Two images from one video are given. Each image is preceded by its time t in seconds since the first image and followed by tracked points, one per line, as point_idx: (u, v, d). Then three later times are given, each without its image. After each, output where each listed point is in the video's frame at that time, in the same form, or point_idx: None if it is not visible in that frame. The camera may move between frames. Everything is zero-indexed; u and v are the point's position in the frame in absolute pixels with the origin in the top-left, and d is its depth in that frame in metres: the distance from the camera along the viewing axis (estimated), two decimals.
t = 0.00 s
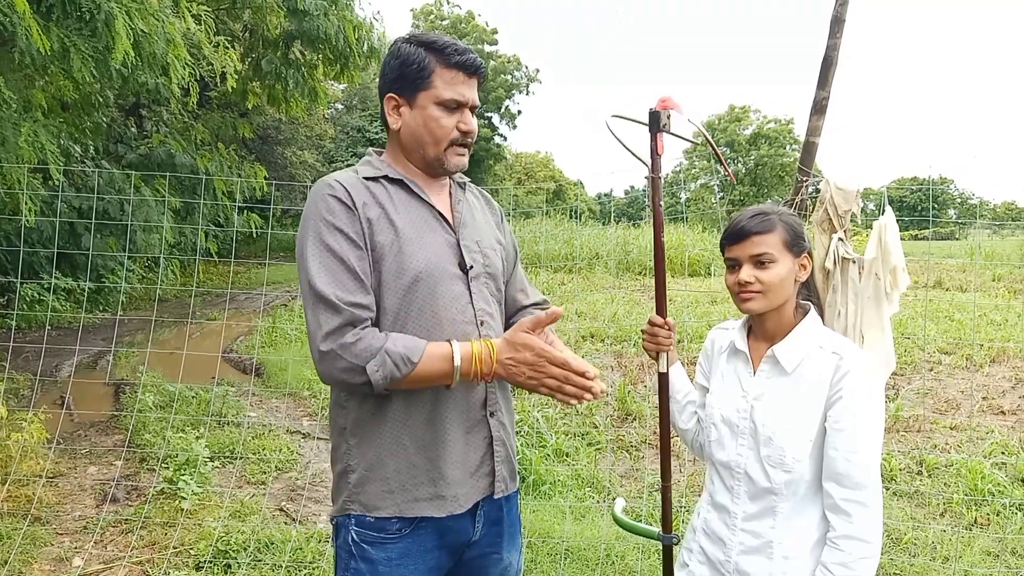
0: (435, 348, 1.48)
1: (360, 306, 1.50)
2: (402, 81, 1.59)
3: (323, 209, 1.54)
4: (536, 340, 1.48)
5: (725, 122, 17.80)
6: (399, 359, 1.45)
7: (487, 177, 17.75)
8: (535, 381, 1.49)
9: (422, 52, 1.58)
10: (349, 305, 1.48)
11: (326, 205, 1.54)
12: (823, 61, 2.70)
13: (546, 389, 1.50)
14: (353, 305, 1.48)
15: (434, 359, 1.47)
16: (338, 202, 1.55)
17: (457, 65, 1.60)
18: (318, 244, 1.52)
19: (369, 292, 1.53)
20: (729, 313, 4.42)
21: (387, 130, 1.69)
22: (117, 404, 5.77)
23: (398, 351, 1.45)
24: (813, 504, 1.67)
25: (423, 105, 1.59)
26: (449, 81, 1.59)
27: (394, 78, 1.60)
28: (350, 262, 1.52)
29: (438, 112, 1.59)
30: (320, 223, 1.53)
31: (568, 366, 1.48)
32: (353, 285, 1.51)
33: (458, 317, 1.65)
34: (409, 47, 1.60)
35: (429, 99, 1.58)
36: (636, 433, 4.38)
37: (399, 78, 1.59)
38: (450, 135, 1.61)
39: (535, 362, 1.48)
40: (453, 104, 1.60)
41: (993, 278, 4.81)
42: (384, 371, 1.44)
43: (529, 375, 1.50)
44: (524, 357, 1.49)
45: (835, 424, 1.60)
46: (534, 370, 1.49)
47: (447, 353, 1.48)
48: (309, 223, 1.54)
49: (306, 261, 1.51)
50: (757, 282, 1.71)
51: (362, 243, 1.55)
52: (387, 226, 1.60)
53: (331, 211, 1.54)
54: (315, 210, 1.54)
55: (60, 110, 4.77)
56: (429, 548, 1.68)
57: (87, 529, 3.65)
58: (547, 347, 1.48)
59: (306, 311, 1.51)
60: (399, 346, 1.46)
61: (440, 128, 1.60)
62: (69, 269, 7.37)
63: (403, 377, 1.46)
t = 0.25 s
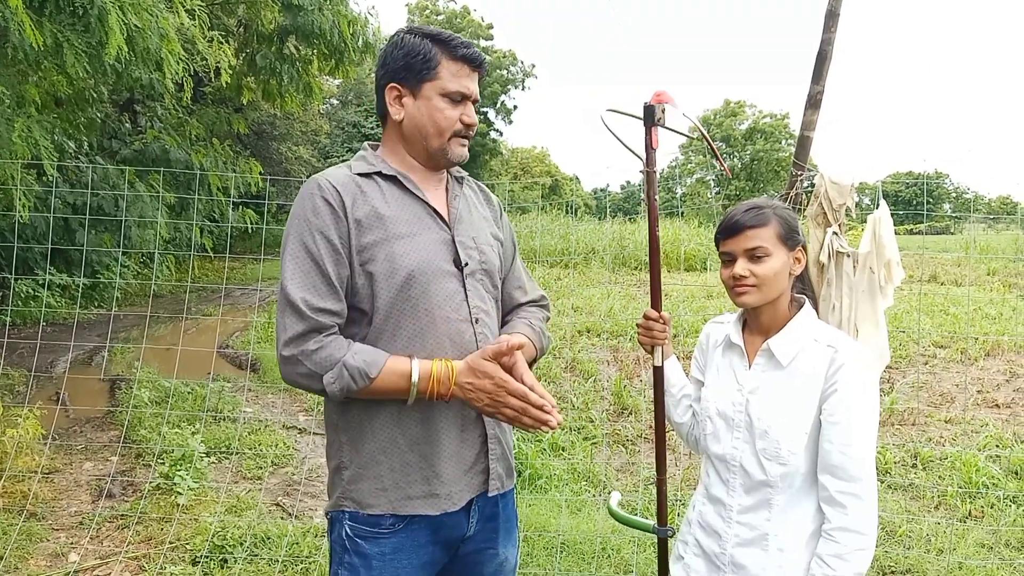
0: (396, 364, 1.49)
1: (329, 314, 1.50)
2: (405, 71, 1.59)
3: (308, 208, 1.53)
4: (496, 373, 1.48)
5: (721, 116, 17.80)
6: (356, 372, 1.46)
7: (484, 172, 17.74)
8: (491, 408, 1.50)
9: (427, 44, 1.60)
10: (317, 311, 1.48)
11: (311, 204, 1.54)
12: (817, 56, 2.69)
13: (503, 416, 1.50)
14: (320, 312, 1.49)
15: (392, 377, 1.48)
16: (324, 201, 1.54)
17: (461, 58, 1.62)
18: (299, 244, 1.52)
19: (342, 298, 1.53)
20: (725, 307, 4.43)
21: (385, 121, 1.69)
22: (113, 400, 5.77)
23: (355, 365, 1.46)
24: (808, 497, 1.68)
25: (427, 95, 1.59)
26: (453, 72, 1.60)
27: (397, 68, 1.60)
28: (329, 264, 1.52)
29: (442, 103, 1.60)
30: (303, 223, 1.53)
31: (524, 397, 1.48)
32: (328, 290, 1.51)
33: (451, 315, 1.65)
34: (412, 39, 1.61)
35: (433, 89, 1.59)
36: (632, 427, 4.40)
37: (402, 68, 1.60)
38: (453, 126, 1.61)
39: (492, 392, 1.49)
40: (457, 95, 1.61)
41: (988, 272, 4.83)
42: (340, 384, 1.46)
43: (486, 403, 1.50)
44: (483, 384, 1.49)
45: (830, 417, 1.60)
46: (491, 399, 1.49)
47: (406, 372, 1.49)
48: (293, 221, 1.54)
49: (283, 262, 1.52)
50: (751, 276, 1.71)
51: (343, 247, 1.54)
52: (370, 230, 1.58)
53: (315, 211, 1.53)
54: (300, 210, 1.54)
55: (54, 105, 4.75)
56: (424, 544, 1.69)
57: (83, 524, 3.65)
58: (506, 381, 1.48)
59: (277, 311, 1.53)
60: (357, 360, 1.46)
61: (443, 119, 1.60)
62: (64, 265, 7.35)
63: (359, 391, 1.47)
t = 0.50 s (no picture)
0: (384, 382, 1.47)
1: (321, 317, 1.50)
2: (400, 67, 1.59)
3: (304, 209, 1.53)
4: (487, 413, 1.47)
5: (719, 114, 17.80)
6: (344, 383, 1.44)
7: (481, 170, 17.73)
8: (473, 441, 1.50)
9: (421, 40, 1.59)
10: (308, 315, 1.48)
11: (307, 205, 1.53)
12: (815, 54, 2.68)
13: (486, 452, 1.50)
14: (311, 316, 1.49)
15: (379, 393, 1.46)
16: (320, 202, 1.54)
17: (457, 55, 1.61)
18: (295, 245, 1.52)
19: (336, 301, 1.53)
20: (722, 306, 4.43)
21: (381, 118, 1.69)
22: (110, 398, 5.76)
23: (343, 375, 1.44)
24: (804, 494, 1.68)
25: (422, 92, 1.59)
26: (448, 69, 1.59)
27: (393, 64, 1.60)
28: (322, 267, 1.52)
29: (436, 100, 1.59)
30: (299, 225, 1.53)
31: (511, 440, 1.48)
32: (320, 293, 1.51)
33: (449, 313, 1.65)
34: (407, 35, 1.60)
35: (428, 86, 1.58)
36: (629, 425, 4.40)
37: (396, 65, 1.59)
38: (447, 122, 1.60)
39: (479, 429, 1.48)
40: (452, 92, 1.60)
41: (985, 271, 4.84)
42: (327, 392, 1.45)
43: (469, 436, 1.49)
44: (470, 417, 1.48)
45: (826, 415, 1.60)
46: (474, 432, 1.49)
47: (394, 393, 1.47)
48: (290, 221, 1.54)
49: (278, 264, 1.52)
50: (750, 274, 1.71)
51: (337, 250, 1.54)
52: (366, 232, 1.58)
53: (310, 213, 1.53)
54: (296, 210, 1.54)
55: (51, 102, 4.74)
56: (420, 543, 1.69)
57: (79, 522, 3.64)
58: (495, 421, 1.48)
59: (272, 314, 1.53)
60: (346, 372, 1.45)
61: (438, 115, 1.59)
62: (60, 263, 7.33)
63: (346, 402, 1.46)
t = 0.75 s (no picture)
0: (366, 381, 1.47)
1: (307, 319, 1.52)
2: (418, 74, 1.57)
3: (303, 209, 1.54)
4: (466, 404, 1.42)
5: (720, 113, 17.79)
6: (325, 381, 1.46)
7: (483, 169, 17.73)
8: (456, 437, 1.44)
9: (444, 49, 1.57)
10: (295, 316, 1.50)
11: (306, 205, 1.54)
12: (816, 53, 2.66)
13: (468, 450, 1.45)
14: (299, 318, 1.50)
15: (361, 391, 1.47)
16: (319, 203, 1.54)
17: (478, 71, 1.59)
18: (292, 245, 1.52)
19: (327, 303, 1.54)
20: (724, 305, 4.43)
21: (393, 119, 1.67)
22: (112, 396, 5.77)
23: (325, 373, 1.45)
24: (806, 493, 1.68)
25: (437, 103, 1.57)
26: (466, 84, 1.58)
27: (411, 69, 1.58)
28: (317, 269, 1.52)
29: (450, 114, 1.58)
30: (296, 226, 1.53)
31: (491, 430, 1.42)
32: (313, 295, 1.52)
33: (450, 315, 1.65)
34: (431, 41, 1.58)
35: (443, 99, 1.57)
36: (630, 424, 4.40)
37: (415, 71, 1.57)
38: (457, 138, 1.60)
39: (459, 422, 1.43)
40: (467, 109, 1.59)
41: (987, 270, 4.83)
42: (308, 389, 1.47)
43: (451, 432, 1.45)
44: (451, 412, 1.43)
45: (828, 414, 1.60)
46: (456, 427, 1.44)
47: (375, 390, 1.46)
48: (289, 221, 1.54)
49: (273, 262, 1.53)
50: (752, 272, 1.71)
51: (333, 252, 1.54)
52: (364, 235, 1.57)
53: (309, 214, 1.53)
54: (294, 210, 1.54)
55: (53, 100, 4.74)
56: (421, 542, 1.69)
57: (81, 520, 3.65)
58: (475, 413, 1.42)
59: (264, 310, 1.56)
60: (327, 368, 1.46)
61: (449, 130, 1.58)
62: (62, 261, 7.34)
63: (327, 399, 1.47)
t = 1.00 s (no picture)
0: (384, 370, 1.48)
1: (321, 313, 1.51)
2: (413, 68, 1.58)
3: (317, 204, 1.52)
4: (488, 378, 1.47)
5: (721, 110, 17.77)
6: (343, 370, 1.46)
7: (484, 166, 17.72)
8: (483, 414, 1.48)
9: (435, 40, 1.57)
10: (310, 310, 1.49)
11: (321, 199, 1.52)
12: (819, 50, 2.65)
13: (493, 426, 1.48)
14: (313, 312, 1.50)
15: (381, 379, 1.47)
16: (333, 197, 1.53)
17: (471, 56, 1.59)
18: (307, 240, 1.51)
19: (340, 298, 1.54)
20: (725, 303, 4.43)
21: (393, 118, 1.68)
22: (113, 393, 5.78)
23: (343, 362, 1.46)
24: (809, 491, 1.68)
25: (433, 94, 1.58)
26: (461, 71, 1.58)
27: (404, 65, 1.59)
28: (333, 263, 1.52)
29: (448, 102, 1.58)
30: (312, 219, 1.51)
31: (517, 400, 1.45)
32: (326, 291, 1.52)
33: (456, 315, 1.65)
34: (422, 34, 1.58)
35: (439, 89, 1.57)
36: (631, 422, 4.41)
37: (410, 65, 1.58)
38: (459, 126, 1.60)
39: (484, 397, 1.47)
40: (464, 95, 1.58)
41: (988, 268, 4.83)
42: (326, 380, 1.46)
43: (477, 409, 1.48)
44: (475, 389, 1.48)
45: (830, 411, 1.61)
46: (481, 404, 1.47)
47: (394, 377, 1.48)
48: (301, 215, 1.53)
49: (286, 257, 1.51)
50: (754, 270, 1.71)
51: (347, 247, 1.54)
52: (377, 230, 1.57)
53: (324, 208, 1.52)
54: (308, 205, 1.53)
55: (54, 98, 4.74)
56: (421, 539, 1.70)
57: (83, 517, 3.65)
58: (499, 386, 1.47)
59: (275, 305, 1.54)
60: (345, 359, 1.46)
61: (449, 119, 1.59)
62: (63, 258, 7.34)
63: (346, 388, 1.47)
